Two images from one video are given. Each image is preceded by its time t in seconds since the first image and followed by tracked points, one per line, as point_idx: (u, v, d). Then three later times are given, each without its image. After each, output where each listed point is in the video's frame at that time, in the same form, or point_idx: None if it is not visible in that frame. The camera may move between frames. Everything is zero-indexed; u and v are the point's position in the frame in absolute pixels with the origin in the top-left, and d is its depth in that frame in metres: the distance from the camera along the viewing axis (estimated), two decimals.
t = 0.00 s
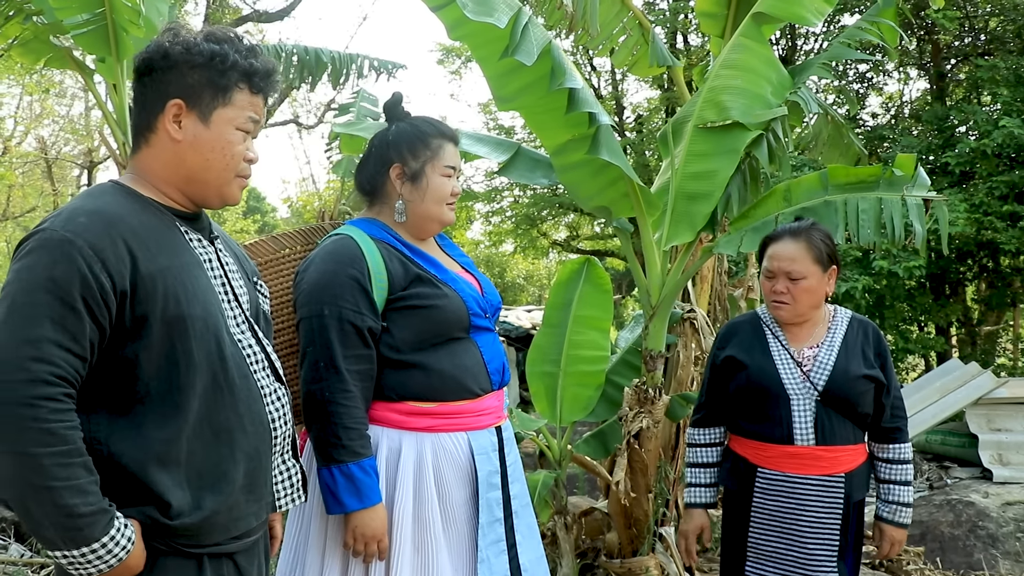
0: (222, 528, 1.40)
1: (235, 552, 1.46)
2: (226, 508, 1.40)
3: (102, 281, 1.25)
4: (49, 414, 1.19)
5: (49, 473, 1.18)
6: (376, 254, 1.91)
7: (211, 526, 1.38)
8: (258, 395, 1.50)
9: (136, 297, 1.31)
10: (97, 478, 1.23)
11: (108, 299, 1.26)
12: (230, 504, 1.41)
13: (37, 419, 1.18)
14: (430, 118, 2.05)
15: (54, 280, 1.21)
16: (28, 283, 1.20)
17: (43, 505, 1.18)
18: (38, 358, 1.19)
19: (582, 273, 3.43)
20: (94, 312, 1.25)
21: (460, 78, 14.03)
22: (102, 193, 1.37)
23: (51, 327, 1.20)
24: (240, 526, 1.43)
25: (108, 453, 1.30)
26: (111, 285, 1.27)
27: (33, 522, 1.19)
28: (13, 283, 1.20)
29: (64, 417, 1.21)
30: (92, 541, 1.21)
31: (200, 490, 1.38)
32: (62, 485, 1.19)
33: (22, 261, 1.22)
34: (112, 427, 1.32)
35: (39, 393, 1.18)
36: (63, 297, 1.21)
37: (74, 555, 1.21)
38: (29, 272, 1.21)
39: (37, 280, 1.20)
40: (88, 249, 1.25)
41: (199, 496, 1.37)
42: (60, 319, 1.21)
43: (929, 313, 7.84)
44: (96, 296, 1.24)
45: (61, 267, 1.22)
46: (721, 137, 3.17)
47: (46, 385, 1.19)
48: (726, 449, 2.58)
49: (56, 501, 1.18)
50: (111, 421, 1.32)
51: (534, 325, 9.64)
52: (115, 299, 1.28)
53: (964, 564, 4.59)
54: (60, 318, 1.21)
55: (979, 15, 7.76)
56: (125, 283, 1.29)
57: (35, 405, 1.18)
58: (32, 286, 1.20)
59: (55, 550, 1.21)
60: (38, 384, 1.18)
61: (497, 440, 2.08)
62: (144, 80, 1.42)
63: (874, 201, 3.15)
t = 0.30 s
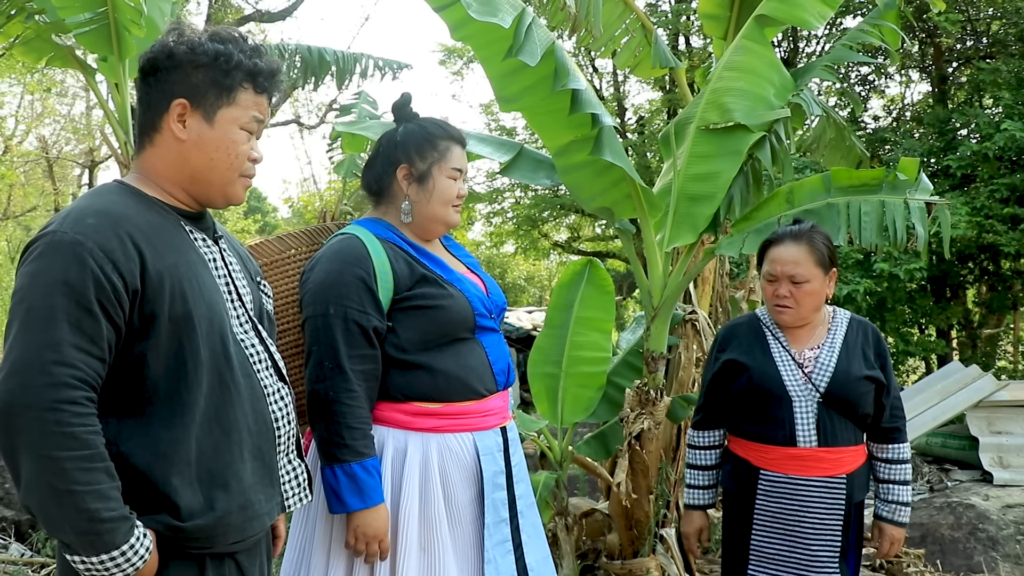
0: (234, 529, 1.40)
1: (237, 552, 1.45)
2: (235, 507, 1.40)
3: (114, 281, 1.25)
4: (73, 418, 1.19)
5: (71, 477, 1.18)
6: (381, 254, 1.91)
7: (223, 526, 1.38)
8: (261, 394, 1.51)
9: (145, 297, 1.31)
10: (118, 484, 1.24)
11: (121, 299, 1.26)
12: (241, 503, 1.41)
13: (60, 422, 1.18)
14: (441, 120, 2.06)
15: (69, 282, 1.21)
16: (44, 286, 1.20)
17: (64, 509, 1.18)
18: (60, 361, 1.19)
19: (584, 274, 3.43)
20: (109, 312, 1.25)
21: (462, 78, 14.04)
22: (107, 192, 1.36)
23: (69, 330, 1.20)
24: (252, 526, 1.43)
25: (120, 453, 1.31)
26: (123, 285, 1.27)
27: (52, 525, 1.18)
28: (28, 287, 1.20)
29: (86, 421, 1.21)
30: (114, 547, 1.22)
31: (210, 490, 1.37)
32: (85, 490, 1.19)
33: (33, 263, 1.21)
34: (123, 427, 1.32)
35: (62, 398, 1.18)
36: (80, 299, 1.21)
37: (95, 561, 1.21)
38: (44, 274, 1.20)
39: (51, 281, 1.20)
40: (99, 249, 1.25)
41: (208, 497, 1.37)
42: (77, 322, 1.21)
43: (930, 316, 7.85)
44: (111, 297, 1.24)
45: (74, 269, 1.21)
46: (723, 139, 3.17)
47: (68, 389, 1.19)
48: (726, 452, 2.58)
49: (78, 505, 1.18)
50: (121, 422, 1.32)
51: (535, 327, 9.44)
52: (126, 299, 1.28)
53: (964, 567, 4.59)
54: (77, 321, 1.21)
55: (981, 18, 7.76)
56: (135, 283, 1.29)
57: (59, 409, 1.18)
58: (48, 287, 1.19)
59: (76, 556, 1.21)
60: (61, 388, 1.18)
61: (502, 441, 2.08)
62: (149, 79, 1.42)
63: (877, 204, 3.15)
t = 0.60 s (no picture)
0: (234, 527, 1.40)
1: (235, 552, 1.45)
2: (234, 506, 1.40)
3: (120, 279, 1.25)
4: (81, 421, 1.18)
5: (70, 481, 1.17)
6: (385, 253, 1.91)
7: (223, 524, 1.38)
8: (261, 392, 1.51)
9: (149, 294, 1.31)
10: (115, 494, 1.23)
11: (126, 298, 1.26)
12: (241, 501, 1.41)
13: (69, 425, 1.17)
14: (447, 120, 2.06)
15: (77, 281, 1.20)
16: (51, 285, 1.19)
17: (60, 513, 1.17)
18: (70, 363, 1.18)
19: (585, 275, 3.43)
20: (116, 311, 1.24)
21: (463, 78, 14.04)
22: (109, 190, 1.36)
23: (78, 330, 1.19)
24: (252, 524, 1.43)
25: (121, 451, 1.30)
26: (128, 283, 1.27)
27: (48, 531, 1.17)
28: (34, 285, 1.19)
29: (94, 425, 1.20)
30: (100, 558, 1.19)
31: (210, 488, 1.37)
32: (81, 496, 1.18)
33: (39, 262, 1.20)
34: (125, 425, 1.32)
35: (73, 399, 1.18)
36: (88, 297, 1.20)
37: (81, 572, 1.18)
38: (51, 273, 1.19)
39: (58, 281, 1.19)
40: (104, 249, 1.24)
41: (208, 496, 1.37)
42: (86, 322, 1.20)
43: (930, 318, 7.85)
44: (118, 296, 1.24)
45: (80, 268, 1.21)
46: (724, 140, 3.16)
47: (79, 390, 1.18)
48: (726, 452, 2.57)
49: (71, 511, 1.17)
50: (122, 420, 1.32)
51: (535, 327, 9.51)
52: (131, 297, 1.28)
53: (962, 569, 4.59)
54: (85, 321, 1.20)
55: (983, 21, 7.76)
56: (140, 281, 1.29)
57: (69, 410, 1.17)
58: (56, 286, 1.19)
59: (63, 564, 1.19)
60: (72, 390, 1.18)
61: (505, 440, 2.08)
62: (155, 80, 1.41)
63: (877, 205, 3.15)
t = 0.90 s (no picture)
0: (234, 524, 1.40)
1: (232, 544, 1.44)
2: (235, 502, 1.41)
3: (124, 281, 1.24)
4: (101, 422, 1.18)
5: (94, 480, 1.17)
6: (387, 250, 1.90)
7: (221, 521, 1.38)
8: (260, 389, 1.50)
9: (150, 294, 1.30)
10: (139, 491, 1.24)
11: (131, 298, 1.25)
12: (240, 499, 1.41)
13: (88, 426, 1.17)
14: (451, 119, 2.06)
15: (83, 284, 1.19)
16: (58, 288, 1.18)
17: (86, 512, 1.17)
18: (86, 365, 1.18)
19: (585, 274, 3.43)
20: (124, 311, 1.24)
21: (464, 77, 14.03)
22: (107, 190, 1.35)
23: (90, 332, 1.19)
24: (257, 521, 1.44)
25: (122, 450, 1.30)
26: (133, 282, 1.26)
27: (73, 529, 1.18)
28: (40, 287, 1.18)
29: (112, 425, 1.20)
30: (127, 555, 1.20)
31: (209, 485, 1.38)
32: (107, 494, 1.18)
33: (42, 265, 1.19)
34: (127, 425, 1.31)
35: (89, 401, 1.17)
36: (96, 300, 1.20)
37: (107, 569, 1.19)
38: (57, 276, 1.18)
39: (65, 283, 1.18)
40: (107, 249, 1.23)
41: (208, 493, 1.38)
42: (96, 324, 1.20)
43: (930, 319, 7.86)
44: (125, 297, 1.24)
45: (86, 270, 1.20)
46: (725, 140, 3.16)
47: (96, 393, 1.18)
48: (726, 453, 2.57)
49: (99, 508, 1.17)
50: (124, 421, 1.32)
51: (535, 327, 9.51)
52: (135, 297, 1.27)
53: (961, 570, 4.59)
54: (96, 322, 1.19)
55: (984, 22, 7.75)
56: (143, 281, 1.28)
57: (87, 412, 1.17)
58: (62, 289, 1.18)
59: (88, 563, 1.19)
60: (89, 392, 1.17)
61: (505, 439, 2.07)
62: (155, 78, 1.41)
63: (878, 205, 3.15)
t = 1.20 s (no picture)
0: (233, 523, 1.40)
1: (232, 543, 1.44)
2: (234, 501, 1.40)
3: (127, 280, 1.24)
4: (109, 421, 1.19)
5: (105, 478, 1.18)
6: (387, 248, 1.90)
7: (219, 520, 1.38)
8: (258, 389, 1.50)
9: (151, 293, 1.30)
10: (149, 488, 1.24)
11: (135, 297, 1.25)
12: (239, 498, 1.41)
13: (97, 426, 1.18)
14: (453, 117, 2.06)
15: (87, 283, 1.19)
16: (62, 287, 1.18)
17: (98, 510, 1.17)
18: (91, 365, 1.18)
19: (585, 272, 3.43)
20: (127, 310, 1.24)
21: (463, 76, 14.03)
22: (108, 190, 1.35)
23: (95, 332, 1.19)
24: (257, 521, 1.44)
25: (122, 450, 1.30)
26: (135, 282, 1.26)
27: (86, 529, 1.18)
28: (44, 287, 1.18)
29: (121, 424, 1.20)
30: (142, 551, 1.20)
31: (206, 486, 1.38)
32: (119, 492, 1.19)
33: (45, 264, 1.19)
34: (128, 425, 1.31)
35: (96, 401, 1.18)
36: (99, 299, 1.20)
37: (122, 567, 1.19)
38: (60, 276, 1.18)
39: (69, 283, 1.18)
40: (110, 249, 1.23)
41: (206, 493, 1.38)
42: (100, 323, 1.20)
43: (930, 317, 7.86)
44: (128, 296, 1.24)
45: (90, 270, 1.20)
46: (724, 138, 3.16)
47: (102, 392, 1.18)
48: (725, 451, 2.57)
49: (111, 507, 1.18)
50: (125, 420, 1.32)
51: (535, 325, 9.51)
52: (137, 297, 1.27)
53: (960, 568, 4.60)
54: (100, 322, 1.20)
55: (984, 20, 7.75)
56: (145, 280, 1.28)
57: (95, 412, 1.17)
58: (65, 289, 1.18)
59: (103, 562, 1.19)
60: (95, 392, 1.18)
61: (506, 438, 2.07)
62: (153, 75, 1.41)
63: (878, 204, 3.15)
